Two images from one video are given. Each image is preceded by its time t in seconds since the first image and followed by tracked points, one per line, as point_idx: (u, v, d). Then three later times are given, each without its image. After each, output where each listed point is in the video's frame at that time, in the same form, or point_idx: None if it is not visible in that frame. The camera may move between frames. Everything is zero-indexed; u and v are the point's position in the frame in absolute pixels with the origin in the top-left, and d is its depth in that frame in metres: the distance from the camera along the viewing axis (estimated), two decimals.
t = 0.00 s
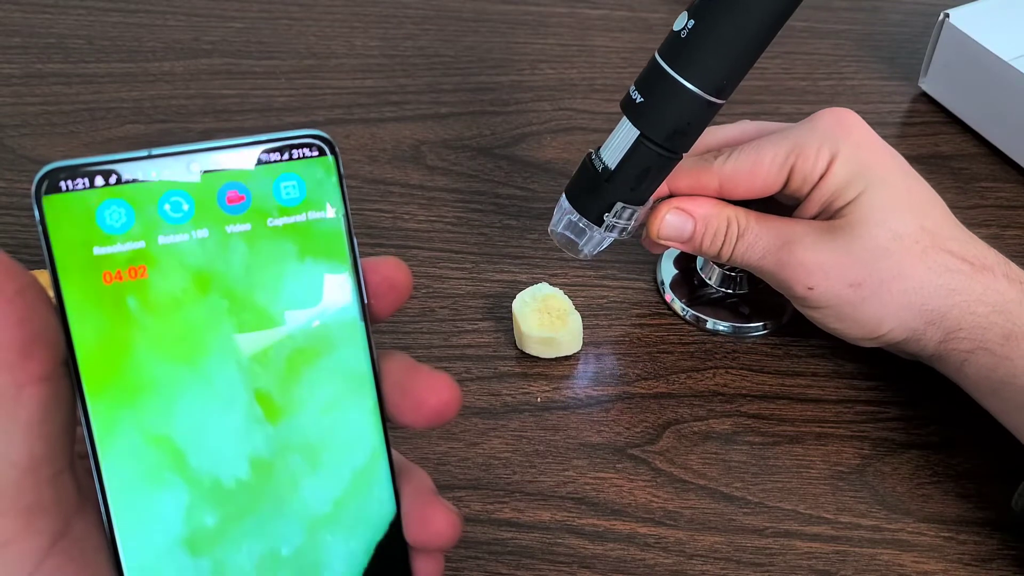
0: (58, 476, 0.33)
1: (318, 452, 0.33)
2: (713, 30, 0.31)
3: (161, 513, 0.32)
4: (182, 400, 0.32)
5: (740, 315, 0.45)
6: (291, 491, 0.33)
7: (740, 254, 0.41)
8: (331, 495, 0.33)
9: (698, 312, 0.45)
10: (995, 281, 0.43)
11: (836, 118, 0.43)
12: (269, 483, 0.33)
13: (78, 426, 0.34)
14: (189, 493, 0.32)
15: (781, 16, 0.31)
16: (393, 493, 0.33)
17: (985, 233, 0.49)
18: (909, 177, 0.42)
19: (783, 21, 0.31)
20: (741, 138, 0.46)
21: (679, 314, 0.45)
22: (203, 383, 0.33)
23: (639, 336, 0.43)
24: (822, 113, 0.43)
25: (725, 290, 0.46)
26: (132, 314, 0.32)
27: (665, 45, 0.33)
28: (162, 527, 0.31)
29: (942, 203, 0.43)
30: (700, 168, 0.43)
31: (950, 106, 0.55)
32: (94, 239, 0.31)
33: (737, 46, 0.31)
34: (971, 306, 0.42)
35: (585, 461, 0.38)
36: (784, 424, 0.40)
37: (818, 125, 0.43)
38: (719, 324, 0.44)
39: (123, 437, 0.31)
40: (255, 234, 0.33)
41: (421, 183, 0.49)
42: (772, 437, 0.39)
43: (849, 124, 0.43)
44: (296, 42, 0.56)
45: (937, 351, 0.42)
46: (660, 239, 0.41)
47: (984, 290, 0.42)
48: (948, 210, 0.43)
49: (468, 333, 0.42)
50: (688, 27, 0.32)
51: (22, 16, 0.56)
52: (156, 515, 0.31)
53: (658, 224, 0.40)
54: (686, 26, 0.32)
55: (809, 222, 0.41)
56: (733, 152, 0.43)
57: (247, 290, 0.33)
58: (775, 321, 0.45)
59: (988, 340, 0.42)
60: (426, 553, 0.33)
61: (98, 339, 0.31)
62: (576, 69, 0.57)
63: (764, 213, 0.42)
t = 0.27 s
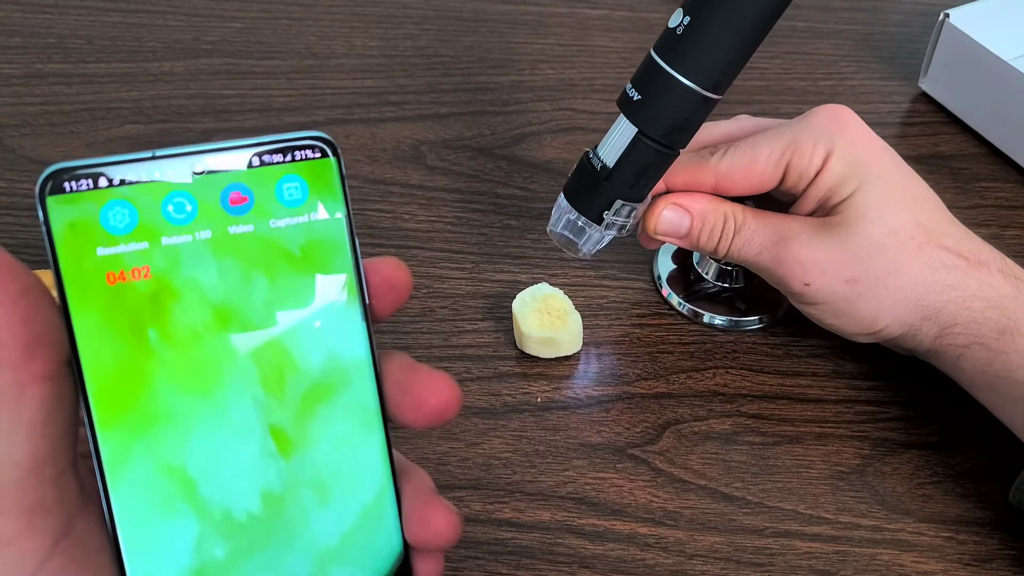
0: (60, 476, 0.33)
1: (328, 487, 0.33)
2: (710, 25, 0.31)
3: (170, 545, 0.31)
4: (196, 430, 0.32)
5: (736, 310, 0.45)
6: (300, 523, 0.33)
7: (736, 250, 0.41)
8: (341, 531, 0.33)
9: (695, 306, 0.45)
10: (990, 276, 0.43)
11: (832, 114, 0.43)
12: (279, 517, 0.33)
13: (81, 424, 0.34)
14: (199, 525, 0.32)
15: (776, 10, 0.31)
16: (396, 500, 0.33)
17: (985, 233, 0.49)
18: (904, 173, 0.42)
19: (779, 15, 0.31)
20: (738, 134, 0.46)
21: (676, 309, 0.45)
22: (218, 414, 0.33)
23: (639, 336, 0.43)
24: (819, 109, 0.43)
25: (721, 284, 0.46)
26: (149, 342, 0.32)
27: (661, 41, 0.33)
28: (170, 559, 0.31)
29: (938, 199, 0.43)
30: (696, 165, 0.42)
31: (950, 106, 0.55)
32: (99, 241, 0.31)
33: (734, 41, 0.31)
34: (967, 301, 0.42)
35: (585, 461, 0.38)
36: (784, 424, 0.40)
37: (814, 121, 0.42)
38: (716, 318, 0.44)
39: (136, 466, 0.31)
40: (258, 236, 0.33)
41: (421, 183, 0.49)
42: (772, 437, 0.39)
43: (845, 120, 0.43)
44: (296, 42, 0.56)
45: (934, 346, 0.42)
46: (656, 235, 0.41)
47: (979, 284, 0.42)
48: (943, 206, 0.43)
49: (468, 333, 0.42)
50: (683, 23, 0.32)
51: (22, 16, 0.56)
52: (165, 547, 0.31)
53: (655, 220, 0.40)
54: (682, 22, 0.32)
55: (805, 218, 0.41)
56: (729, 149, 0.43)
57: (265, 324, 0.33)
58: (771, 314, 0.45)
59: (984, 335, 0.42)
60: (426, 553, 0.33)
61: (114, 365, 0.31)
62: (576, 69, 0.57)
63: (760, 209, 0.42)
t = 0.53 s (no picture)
0: (59, 476, 0.33)
1: (316, 475, 0.33)
2: (709, 24, 0.31)
3: (154, 526, 0.31)
4: (181, 413, 0.32)
5: (735, 308, 0.45)
6: (286, 510, 0.33)
7: (735, 248, 0.41)
8: (327, 520, 0.33)
9: (694, 304, 0.45)
10: (989, 274, 0.43)
11: (830, 112, 0.43)
12: (265, 503, 0.33)
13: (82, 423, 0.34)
14: (183, 507, 0.32)
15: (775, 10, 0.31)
16: (393, 497, 0.33)
17: (985, 233, 0.49)
18: (902, 172, 0.42)
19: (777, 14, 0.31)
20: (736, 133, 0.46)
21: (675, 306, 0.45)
22: (204, 397, 0.32)
23: (639, 336, 0.43)
24: (817, 108, 0.43)
25: (719, 283, 0.46)
26: (135, 325, 0.31)
27: (660, 40, 0.33)
28: (153, 540, 0.31)
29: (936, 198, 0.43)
30: (694, 163, 0.42)
31: (950, 106, 0.55)
32: (97, 238, 0.31)
33: (733, 40, 0.31)
34: (965, 299, 0.42)
35: (585, 461, 0.38)
36: (784, 424, 0.40)
37: (812, 120, 0.42)
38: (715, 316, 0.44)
39: (119, 447, 0.31)
40: (256, 235, 0.33)
41: (421, 183, 0.49)
42: (772, 437, 0.39)
43: (843, 119, 0.43)
44: (296, 42, 0.56)
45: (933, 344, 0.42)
46: (655, 233, 0.41)
47: (978, 283, 0.42)
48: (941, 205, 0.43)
49: (468, 333, 0.42)
50: (682, 22, 0.32)
51: (22, 17, 0.56)
52: (149, 527, 0.31)
53: (653, 218, 0.40)
54: (681, 21, 0.32)
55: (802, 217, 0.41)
56: (726, 148, 0.43)
57: (253, 311, 0.33)
58: (770, 312, 0.45)
59: (983, 333, 0.42)
60: (425, 552, 0.33)
61: (99, 346, 0.31)
62: (576, 69, 0.57)
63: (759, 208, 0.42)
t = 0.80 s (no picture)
0: (61, 476, 0.33)
1: (311, 468, 0.33)
2: (707, 23, 0.31)
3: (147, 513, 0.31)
4: (174, 401, 0.32)
5: (733, 305, 0.45)
6: (280, 502, 0.33)
7: (733, 247, 0.41)
8: (321, 513, 0.33)
9: (693, 302, 0.45)
10: (986, 276, 0.43)
11: (829, 112, 0.43)
12: (259, 493, 0.33)
13: (81, 421, 0.34)
14: (175, 496, 0.32)
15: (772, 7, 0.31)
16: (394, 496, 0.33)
17: (985, 233, 0.49)
18: (900, 172, 0.42)
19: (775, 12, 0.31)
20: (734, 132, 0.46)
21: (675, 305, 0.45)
22: (197, 386, 0.32)
23: (639, 336, 0.43)
24: (815, 108, 0.43)
25: (717, 280, 0.47)
26: (133, 316, 0.31)
27: (657, 38, 0.33)
28: (145, 528, 0.31)
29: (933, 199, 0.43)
30: (692, 162, 0.42)
31: (950, 107, 0.55)
32: (99, 237, 0.31)
33: (730, 38, 0.31)
34: (962, 300, 0.42)
35: (585, 461, 0.38)
36: (784, 424, 0.40)
37: (810, 120, 0.42)
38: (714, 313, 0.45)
39: (113, 435, 0.31)
40: (258, 236, 0.33)
41: (421, 183, 0.49)
42: (772, 436, 0.39)
43: (842, 119, 0.43)
44: (296, 42, 0.56)
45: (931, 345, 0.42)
46: (653, 231, 0.41)
47: (975, 284, 0.42)
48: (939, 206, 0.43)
49: (469, 333, 0.42)
50: (680, 21, 0.32)
51: (22, 16, 0.56)
52: (141, 515, 0.31)
53: (652, 216, 0.41)
54: (678, 19, 0.32)
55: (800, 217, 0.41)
56: (724, 147, 0.43)
57: (249, 303, 0.33)
58: (768, 309, 0.45)
59: (980, 335, 0.42)
60: (425, 552, 0.33)
61: (92, 332, 0.31)
62: (576, 69, 0.57)
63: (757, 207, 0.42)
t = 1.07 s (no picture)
0: (61, 475, 0.33)
1: (308, 464, 0.33)
2: (704, 21, 0.31)
3: (143, 508, 0.31)
4: (172, 396, 0.32)
5: (731, 303, 0.45)
6: (277, 498, 0.33)
7: (731, 246, 0.41)
8: (318, 510, 0.33)
9: (692, 300, 0.45)
10: (983, 276, 0.43)
11: (827, 112, 0.43)
12: (257, 489, 0.33)
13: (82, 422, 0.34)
14: (172, 492, 0.32)
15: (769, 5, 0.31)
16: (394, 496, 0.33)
17: (985, 233, 0.49)
18: (898, 173, 0.42)
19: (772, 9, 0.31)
20: (733, 131, 0.46)
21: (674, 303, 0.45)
22: (196, 381, 0.32)
23: (639, 336, 0.43)
24: (813, 107, 0.43)
25: (715, 277, 0.47)
26: (133, 313, 0.31)
27: (655, 36, 0.33)
28: (142, 523, 0.31)
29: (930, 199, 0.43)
30: (690, 161, 0.42)
31: (950, 107, 0.55)
32: (99, 238, 0.31)
33: (727, 36, 0.31)
34: (958, 300, 0.42)
35: (585, 461, 0.38)
36: (784, 424, 0.40)
37: (808, 119, 0.42)
38: (713, 312, 0.45)
39: (111, 430, 0.31)
40: (258, 236, 0.33)
41: (421, 183, 0.49)
42: (772, 437, 0.39)
43: (840, 119, 0.43)
44: (296, 42, 0.56)
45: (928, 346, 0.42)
46: (651, 229, 0.41)
47: (972, 285, 0.42)
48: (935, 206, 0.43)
49: (469, 333, 0.42)
50: (677, 19, 0.32)
51: (21, 16, 0.56)
52: (138, 510, 0.31)
53: (650, 215, 0.41)
54: (676, 17, 0.32)
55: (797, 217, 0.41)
56: (722, 146, 0.43)
57: (248, 299, 0.33)
58: (766, 308, 0.45)
59: (976, 335, 0.43)
60: (426, 552, 0.33)
61: (90, 327, 0.31)
62: (576, 69, 0.57)
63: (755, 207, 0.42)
